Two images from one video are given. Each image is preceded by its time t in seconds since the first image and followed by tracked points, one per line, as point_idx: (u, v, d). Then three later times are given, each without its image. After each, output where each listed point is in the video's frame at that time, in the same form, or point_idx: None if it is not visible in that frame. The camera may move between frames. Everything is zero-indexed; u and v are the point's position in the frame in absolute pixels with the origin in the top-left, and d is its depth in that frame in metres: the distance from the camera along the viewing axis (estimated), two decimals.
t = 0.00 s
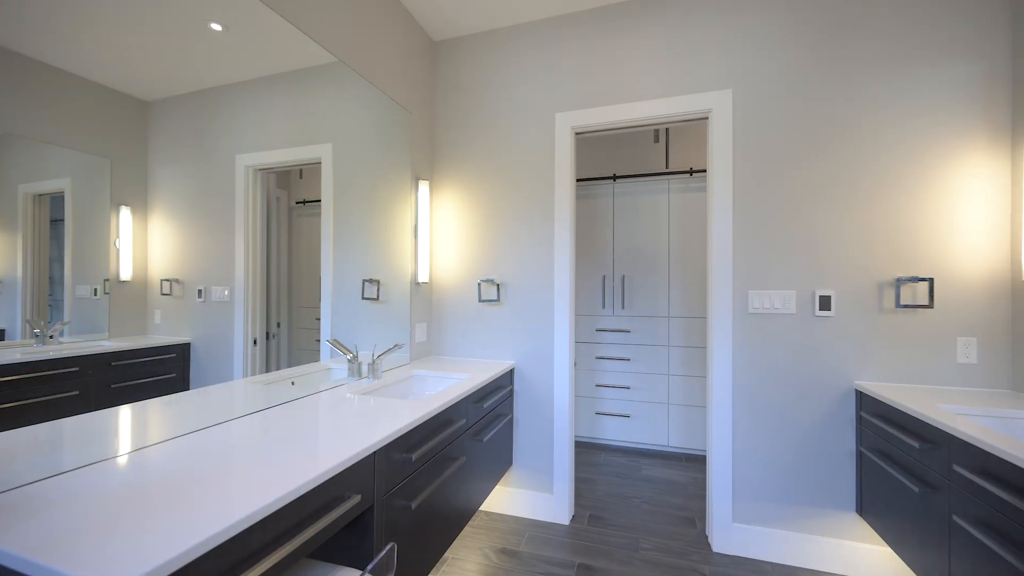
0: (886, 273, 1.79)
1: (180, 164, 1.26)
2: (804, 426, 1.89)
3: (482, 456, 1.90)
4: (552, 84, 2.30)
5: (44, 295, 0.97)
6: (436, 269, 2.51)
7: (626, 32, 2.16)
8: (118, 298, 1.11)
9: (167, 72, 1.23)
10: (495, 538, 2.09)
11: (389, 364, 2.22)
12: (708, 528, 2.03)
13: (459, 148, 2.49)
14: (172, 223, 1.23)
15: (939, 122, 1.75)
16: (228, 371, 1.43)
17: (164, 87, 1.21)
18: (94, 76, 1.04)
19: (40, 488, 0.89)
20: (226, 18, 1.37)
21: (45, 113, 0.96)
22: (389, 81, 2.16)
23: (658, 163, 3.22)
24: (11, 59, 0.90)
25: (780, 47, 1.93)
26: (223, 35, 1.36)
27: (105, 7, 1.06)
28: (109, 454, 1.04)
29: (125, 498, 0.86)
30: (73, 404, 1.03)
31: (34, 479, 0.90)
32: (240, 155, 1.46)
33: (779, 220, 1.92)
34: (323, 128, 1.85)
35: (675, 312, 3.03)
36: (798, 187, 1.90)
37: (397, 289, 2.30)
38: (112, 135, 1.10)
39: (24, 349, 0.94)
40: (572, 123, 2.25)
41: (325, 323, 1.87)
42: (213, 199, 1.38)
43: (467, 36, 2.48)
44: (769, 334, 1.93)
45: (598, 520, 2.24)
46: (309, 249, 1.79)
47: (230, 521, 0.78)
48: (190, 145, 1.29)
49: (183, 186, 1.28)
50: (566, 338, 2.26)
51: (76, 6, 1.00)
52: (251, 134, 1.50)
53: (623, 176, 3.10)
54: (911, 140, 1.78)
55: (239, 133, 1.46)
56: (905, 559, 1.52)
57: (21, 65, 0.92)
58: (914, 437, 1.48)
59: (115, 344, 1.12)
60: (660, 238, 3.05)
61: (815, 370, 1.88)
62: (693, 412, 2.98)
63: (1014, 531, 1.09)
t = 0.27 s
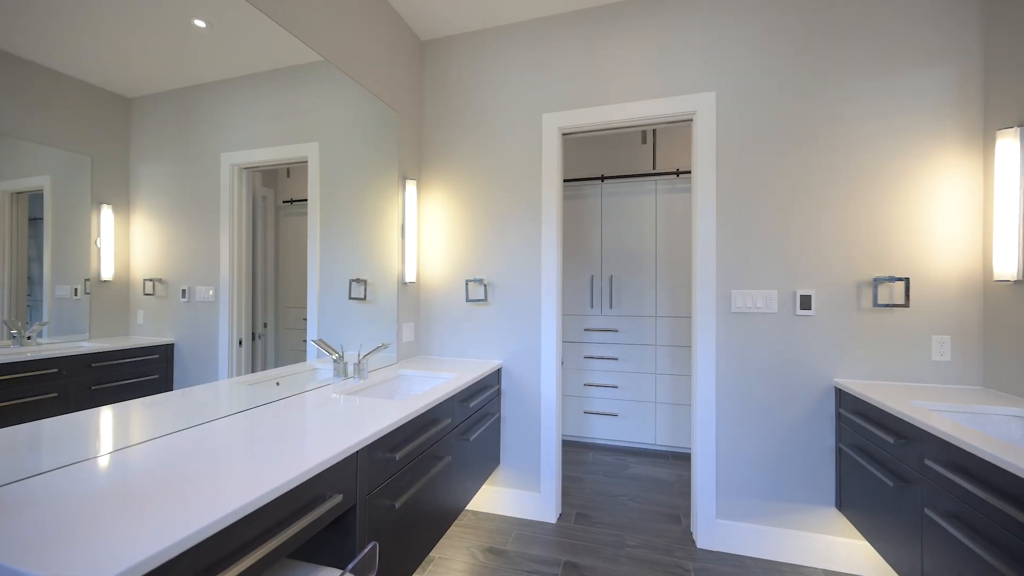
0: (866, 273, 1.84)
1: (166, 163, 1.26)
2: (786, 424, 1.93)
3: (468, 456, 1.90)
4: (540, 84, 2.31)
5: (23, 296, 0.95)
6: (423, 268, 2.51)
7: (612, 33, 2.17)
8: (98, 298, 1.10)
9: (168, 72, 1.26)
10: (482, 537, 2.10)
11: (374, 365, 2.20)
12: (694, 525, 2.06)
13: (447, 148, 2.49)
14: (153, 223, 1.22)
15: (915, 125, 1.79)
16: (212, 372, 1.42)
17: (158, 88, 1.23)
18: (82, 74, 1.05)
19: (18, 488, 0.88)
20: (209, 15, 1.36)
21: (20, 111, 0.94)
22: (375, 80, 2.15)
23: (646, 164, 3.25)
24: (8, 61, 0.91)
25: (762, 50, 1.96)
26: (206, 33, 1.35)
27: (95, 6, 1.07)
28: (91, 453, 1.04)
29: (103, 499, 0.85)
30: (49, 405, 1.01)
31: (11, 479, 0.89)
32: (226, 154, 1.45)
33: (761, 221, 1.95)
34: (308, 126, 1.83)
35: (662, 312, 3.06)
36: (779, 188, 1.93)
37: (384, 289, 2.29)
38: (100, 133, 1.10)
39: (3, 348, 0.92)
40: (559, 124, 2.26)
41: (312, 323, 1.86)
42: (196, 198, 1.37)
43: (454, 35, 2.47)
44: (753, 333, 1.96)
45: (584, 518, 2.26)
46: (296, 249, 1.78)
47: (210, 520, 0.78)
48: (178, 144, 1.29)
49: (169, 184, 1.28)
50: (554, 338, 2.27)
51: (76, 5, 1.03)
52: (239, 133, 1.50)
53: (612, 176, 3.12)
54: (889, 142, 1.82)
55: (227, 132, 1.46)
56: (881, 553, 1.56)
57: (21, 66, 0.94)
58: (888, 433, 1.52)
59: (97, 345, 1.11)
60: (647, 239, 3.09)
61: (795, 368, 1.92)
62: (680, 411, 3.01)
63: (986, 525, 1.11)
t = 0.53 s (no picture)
0: (844, 273, 1.87)
1: (147, 161, 1.24)
2: (768, 421, 1.96)
3: (454, 456, 1.90)
4: (527, 85, 2.31)
5: None
6: (411, 268, 2.50)
7: (598, 34, 2.19)
8: (76, 298, 1.07)
9: (161, 70, 1.28)
10: (468, 536, 2.10)
11: (359, 365, 2.19)
12: (678, 521, 2.09)
13: (435, 147, 2.48)
14: (134, 221, 1.20)
15: (892, 129, 1.84)
16: (195, 373, 1.41)
17: (148, 83, 1.24)
18: (76, 74, 1.07)
19: None
20: (193, 9, 1.33)
21: None
22: (361, 78, 2.14)
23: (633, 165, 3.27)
24: (7, 61, 0.94)
25: (744, 54, 1.99)
26: (189, 27, 1.33)
27: (94, 6, 1.09)
28: (70, 454, 1.02)
29: (77, 500, 0.84)
30: (26, 407, 0.99)
31: None
32: (208, 153, 1.43)
33: (744, 221, 1.98)
34: (292, 125, 1.82)
35: (649, 311, 3.09)
36: (760, 190, 1.97)
37: (371, 289, 2.28)
38: (85, 129, 1.09)
39: None
40: (545, 124, 2.27)
41: (297, 322, 1.84)
42: (179, 196, 1.35)
43: (442, 34, 2.47)
44: (737, 332, 1.99)
45: (571, 517, 2.27)
46: (281, 248, 1.77)
47: (185, 520, 0.77)
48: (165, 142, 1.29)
49: (152, 181, 1.26)
50: (541, 337, 2.28)
51: (78, 6, 1.07)
52: (223, 131, 1.49)
53: (599, 177, 3.14)
54: (867, 144, 1.86)
55: (213, 130, 1.45)
56: (857, 545, 1.60)
57: (20, 66, 0.97)
58: (864, 429, 1.56)
59: (75, 346, 1.09)
60: (634, 239, 3.12)
61: (777, 366, 1.95)
62: (666, 409, 3.04)
63: (953, 517, 1.14)
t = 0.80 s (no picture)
0: (823, 273, 1.91)
1: (125, 157, 1.22)
2: (749, 418, 2.00)
3: (439, 455, 1.90)
4: (513, 85, 2.32)
5: None
6: (396, 268, 2.49)
7: (583, 35, 2.20)
8: (51, 298, 1.05)
9: (139, 65, 1.26)
10: (454, 536, 2.10)
11: (343, 365, 2.17)
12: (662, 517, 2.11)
13: (420, 146, 2.48)
14: (112, 219, 1.18)
15: (868, 132, 1.88)
16: (177, 373, 1.39)
17: (130, 78, 1.23)
18: (76, 73, 1.10)
19: None
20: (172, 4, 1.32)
21: None
22: (345, 76, 2.12)
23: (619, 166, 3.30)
24: None
25: (726, 57, 2.02)
26: (168, 22, 1.31)
27: (85, 5, 1.11)
28: (44, 455, 1.00)
29: (48, 502, 0.82)
30: None
31: None
32: (190, 151, 1.41)
33: (726, 221, 2.01)
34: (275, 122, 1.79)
35: (635, 311, 3.12)
36: (742, 191, 2.00)
37: (357, 289, 2.26)
38: (66, 124, 1.08)
39: None
40: (530, 125, 2.28)
41: (280, 322, 1.83)
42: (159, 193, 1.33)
43: (428, 32, 2.46)
44: (719, 330, 2.02)
45: (556, 515, 2.28)
46: (264, 247, 1.75)
47: (158, 522, 0.76)
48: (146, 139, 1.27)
49: (131, 178, 1.24)
50: (527, 336, 2.29)
51: (77, 6, 1.10)
52: (207, 128, 1.47)
53: (586, 177, 3.16)
54: (844, 147, 1.91)
55: (196, 127, 1.43)
56: (833, 538, 1.63)
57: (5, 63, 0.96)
58: (840, 425, 1.59)
59: (51, 347, 1.06)
60: (621, 239, 3.14)
61: (757, 364, 1.99)
62: (652, 407, 3.08)
63: (922, 510, 1.18)
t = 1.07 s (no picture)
0: (801, 273, 1.95)
1: (102, 154, 1.20)
2: (731, 415, 2.03)
3: (423, 456, 1.89)
4: (498, 85, 2.32)
5: None
6: (381, 267, 2.47)
7: (568, 36, 2.22)
8: (23, 298, 1.02)
9: (116, 60, 1.24)
10: (438, 536, 2.10)
11: (326, 365, 2.14)
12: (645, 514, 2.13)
13: (406, 145, 2.46)
14: (87, 217, 1.15)
15: (845, 135, 1.93)
16: (155, 375, 1.36)
17: (113, 74, 1.23)
18: (75, 72, 1.13)
19: None
20: None
21: None
22: (328, 74, 2.10)
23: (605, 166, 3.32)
24: None
25: (708, 60, 2.05)
26: (146, 17, 1.28)
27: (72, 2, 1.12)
28: (17, 457, 0.98)
29: (14, 506, 0.80)
30: None
31: None
32: (170, 148, 1.38)
33: (707, 222, 2.04)
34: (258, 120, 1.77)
35: (620, 310, 3.15)
36: (723, 192, 2.03)
37: (341, 288, 2.24)
38: (43, 119, 1.07)
39: None
40: (516, 125, 2.29)
41: (263, 322, 1.80)
42: (138, 191, 1.30)
43: (414, 31, 2.45)
44: (701, 329, 2.05)
45: (542, 514, 2.30)
46: (247, 246, 1.72)
47: (128, 525, 0.74)
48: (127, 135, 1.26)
49: (109, 175, 1.22)
50: (512, 335, 2.29)
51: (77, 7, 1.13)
52: (190, 125, 1.45)
53: (572, 177, 3.18)
54: (822, 149, 1.95)
55: (178, 124, 1.41)
56: (810, 532, 1.67)
57: None
58: (816, 422, 1.63)
59: (27, 349, 1.05)
60: (607, 239, 3.17)
61: (738, 362, 2.02)
62: (637, 406, 3.10)
63: (892, 503, 1.21)
